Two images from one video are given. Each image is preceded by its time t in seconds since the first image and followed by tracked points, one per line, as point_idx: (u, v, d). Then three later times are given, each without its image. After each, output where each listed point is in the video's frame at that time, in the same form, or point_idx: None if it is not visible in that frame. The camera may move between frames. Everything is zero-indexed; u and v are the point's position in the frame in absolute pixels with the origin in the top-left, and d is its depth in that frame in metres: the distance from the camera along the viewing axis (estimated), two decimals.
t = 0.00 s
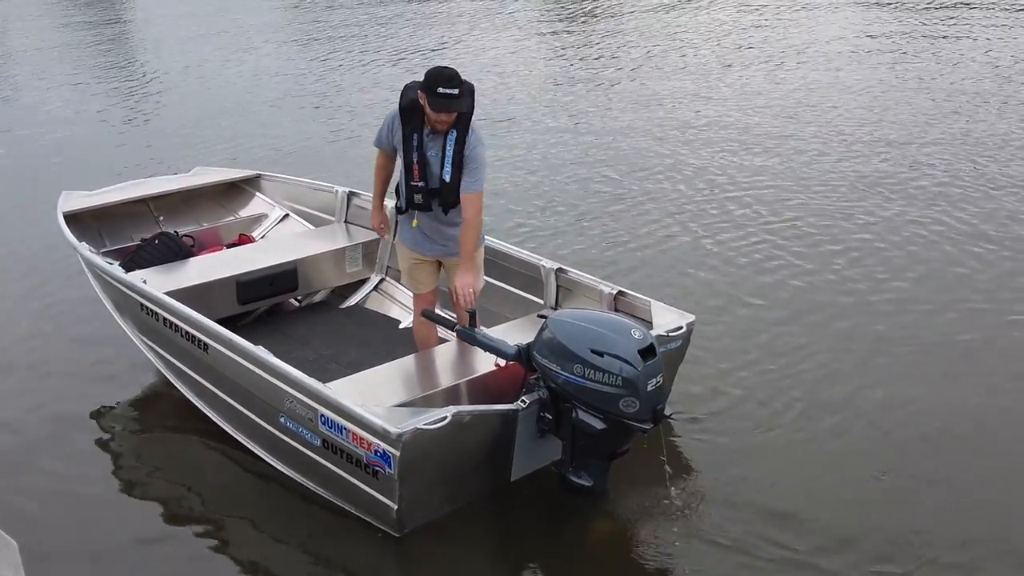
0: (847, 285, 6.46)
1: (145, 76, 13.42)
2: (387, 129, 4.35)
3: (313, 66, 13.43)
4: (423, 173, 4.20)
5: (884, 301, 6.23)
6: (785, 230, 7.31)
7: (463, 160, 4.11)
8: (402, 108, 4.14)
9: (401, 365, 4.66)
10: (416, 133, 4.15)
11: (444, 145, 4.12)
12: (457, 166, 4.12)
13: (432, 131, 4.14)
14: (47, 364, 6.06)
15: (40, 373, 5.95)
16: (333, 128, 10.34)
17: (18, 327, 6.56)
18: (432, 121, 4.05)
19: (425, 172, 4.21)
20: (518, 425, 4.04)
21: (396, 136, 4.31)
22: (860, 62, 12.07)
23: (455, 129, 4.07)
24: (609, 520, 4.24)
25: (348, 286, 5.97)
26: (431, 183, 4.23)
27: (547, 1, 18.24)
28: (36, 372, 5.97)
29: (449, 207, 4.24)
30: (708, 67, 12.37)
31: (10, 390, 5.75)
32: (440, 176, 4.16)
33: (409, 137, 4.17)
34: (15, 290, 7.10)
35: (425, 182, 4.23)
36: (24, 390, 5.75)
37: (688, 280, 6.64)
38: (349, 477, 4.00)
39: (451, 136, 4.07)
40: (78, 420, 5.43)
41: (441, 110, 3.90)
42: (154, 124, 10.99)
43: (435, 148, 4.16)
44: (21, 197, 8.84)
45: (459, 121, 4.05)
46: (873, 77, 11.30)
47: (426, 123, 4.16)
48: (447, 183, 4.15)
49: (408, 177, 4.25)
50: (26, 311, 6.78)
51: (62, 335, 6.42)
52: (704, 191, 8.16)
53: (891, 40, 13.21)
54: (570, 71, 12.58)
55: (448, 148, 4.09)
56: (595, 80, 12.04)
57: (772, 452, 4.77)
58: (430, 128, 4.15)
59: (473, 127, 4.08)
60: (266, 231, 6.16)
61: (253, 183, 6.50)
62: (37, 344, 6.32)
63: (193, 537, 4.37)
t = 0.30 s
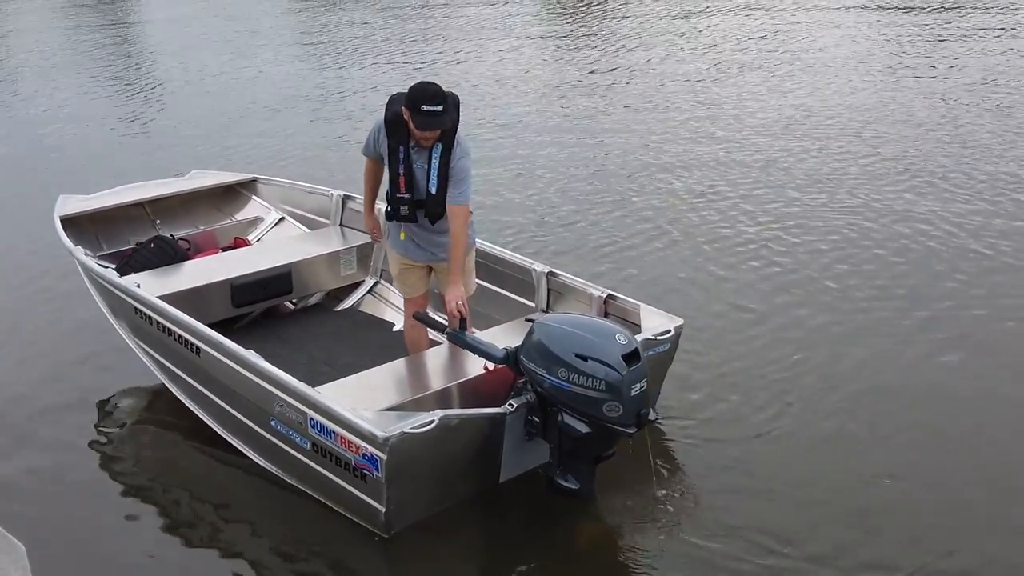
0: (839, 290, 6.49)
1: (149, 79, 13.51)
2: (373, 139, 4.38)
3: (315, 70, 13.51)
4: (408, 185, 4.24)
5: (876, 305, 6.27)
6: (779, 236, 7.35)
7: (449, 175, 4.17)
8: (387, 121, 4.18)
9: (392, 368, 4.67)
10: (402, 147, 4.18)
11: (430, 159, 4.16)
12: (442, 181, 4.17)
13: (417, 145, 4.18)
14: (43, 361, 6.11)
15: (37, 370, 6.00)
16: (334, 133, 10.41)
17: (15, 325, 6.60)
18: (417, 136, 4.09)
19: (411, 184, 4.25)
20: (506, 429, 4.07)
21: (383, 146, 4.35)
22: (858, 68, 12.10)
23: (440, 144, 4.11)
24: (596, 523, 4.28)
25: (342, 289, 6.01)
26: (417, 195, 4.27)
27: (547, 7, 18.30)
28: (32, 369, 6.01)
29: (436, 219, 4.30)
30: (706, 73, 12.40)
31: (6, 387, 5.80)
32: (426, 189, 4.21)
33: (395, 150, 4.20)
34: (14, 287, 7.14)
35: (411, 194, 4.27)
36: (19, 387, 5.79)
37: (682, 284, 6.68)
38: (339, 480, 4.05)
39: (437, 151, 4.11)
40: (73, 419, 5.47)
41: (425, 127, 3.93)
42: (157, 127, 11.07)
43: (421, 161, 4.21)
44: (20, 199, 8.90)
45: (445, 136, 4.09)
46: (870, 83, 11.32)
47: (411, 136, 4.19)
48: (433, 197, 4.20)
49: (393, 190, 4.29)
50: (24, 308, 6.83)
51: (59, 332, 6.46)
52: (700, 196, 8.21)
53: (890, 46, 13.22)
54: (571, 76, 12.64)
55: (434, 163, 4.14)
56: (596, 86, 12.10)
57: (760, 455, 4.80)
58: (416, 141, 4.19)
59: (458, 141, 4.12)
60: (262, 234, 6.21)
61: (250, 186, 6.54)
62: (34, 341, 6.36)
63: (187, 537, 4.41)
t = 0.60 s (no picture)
0: (831, 292, 6.53)
1: (149, 80, 13.57)
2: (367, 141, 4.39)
3: (315, 72, 13.57)
4: (409, 184, 4.26)
5: (868, 308, 6.31)
6: (773, 238, 7.39)
7: (451, 170, 4.24)
8: (382, 122, 4.20)
9: (384, 368, 4.71)
10: (399, 147, 4.20)
11: (429, 156, 4.21)
12: (445, 175, 4.23)
13: (414, 143, 4.22)
14: (40, 359, 6.14)
15: (33, 368, 6.04)
16: (332, 134, 10.46)
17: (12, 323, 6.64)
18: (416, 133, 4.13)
19: (411, 183, 4.27)
20: (494, 429, 4.11)
21: (379, 147, 4.35)
22: (853, 72, 12.16)
23: (438, 140, 4.17)
24: (582, 523, 4.32)
25: (337, 289, 6.04)
26: (418, 193, 4.29)
27: (545, 10, 18.39)
28: (29, 367, 6.05)
29: (439, 216, 4.35)
30: (702, 77, 12.47)
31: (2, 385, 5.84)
32: (428, 186, 4.25)
33: (392, 151, 4.21)
34: (11, 286, 7.18)
35: (411, 193, 4.29)
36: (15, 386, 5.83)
37: (676, 286, 6.72)
38: (331, 478, 4.09)
39: (436, 147, 4.17)
40: (68, 417, 5.51)
41: (425, 124, 3.97)
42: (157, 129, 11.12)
43: (420, 159, 4.24)
44: (19, 199, 8.94)
45: (442, 131, 4.15)
46: (865, 87, 11.38)
47: (407, 136, 4.22)
48: (437, 192, 4.26)
49: (393, 191, 4.29)
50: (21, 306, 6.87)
51: (55, 331, 6.50)
52: (695, 199, 8.25)
53: (885, 50, 13.30)
54: (569, 78, 12.69)
55: (434, 159, 4.19)
56: (594, 88, 12.16)
57: (750, 457, 4.84)
58: (412, 140, 4.22)
59: (455, 136, 4.20)
60: (258, 236, 6.25)
61: (246, 188, 6.59)
62: (30, 339, 6.40)
63: (180, 534, 4.44)
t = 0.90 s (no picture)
0: (824, 294, 6.56)
1: (149, 81, 13.63)
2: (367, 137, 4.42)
3: (314, 73, 13.62)
4: (410, 180, 4.29)
5: (861, 309, 6.34)
6: (767, 240, 7.44)
7: (454, 165, 4.31)
8: (383, 118, 4.23)
9: (376, 368, 4.73)
10: (400, 143, 4.23)
11: (431, 152, 4.26)
12: (448, 170, 4.29)
13: (416, 139, 4.25)
14: (37, 358, 6.18)
15: (29, 367, 6.07)
16: (331, 136, 10.50)
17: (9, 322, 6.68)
18: (418, 129, 4.17)
19: (413, 178, 4.31)
20: (484, 426, 4.13)
21: (380, 144, 4.38)
22: (852, 76, 12.19)
23: (441, 135, 4.22)
24: (568, 524, 4.34)
25: (331, 291, 6.08)
26: (420, 189, 4.32)
27: (546, 13, 18.41)
28: (25, 366, 6.08)
29: (441, 212, 4.39)
30: (702, 80, 12.49)
31: None
32: (430, 182, 4.29)
33: (394, 147, 4.25)
34: (9, 285, 7.22)
35: (413, 188, 4.32)
36: (12, 384, 5.86)
37: (669, 288, 6.76)
38: (322, 475, 4.12)
39: (438, 143, 4.22)
40: (64, 415, 5.54)
41: (430, 119, 4.01)
42: (156, 130, 11.17)
43: (422, 155, 4.28)
44: (18, 200, 8.98)
45: (444, 127, 4.20)
46: (863, 90, 11.41)
47: (409, 132, 4.25)
48: (439, 188, 4.30)
49: (395, 187, 4.32)
50: (19, 305, 6.91)
51: (52, 331, 6.53)
52: (690, 201, 8.30)
53: (884, 54, 13.33)
54: (568, 80, 12.76)
55: (437, 155, 4.24)
56: (591, 90, 12.22)
57: (739, 458, 4.87)
58: (413, 136, 4.25)
59: (457, 131, 4.25)
60: (254, 238, 6.29)
61: (242, 190, 6.63)
62: (27, 338, 6.44)
63: (173, 531, 4.47)
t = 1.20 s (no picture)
0: (818, 295, 6.60)
1: (151, 82, 13.70)
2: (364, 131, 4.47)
3: (316, 74, 13.70)
4: (404, 173, 4.34)
5: (854, 311, 6.38)
6: (762, 241, 7.47)
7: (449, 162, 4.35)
8: (382, 110, 4.29)
9: (369, 367, 4.75)
10: (397, 136, 4.29)
11: (427, 146, 4.31)
12: (443, 165, 4.33)
13: (413, 133, 4.31)
14: (35, 356, 6.22)
15: (27, 366, 6.11)
16: (331, 137, 10.57)
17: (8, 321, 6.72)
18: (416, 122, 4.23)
19: (407, 171, 4.36)
20: (475, 424, 4.16)
21: (377, 137, 4.44)
22: (852, 79, 12.21)
23: (438, 130, 4.27)
24: (558, 522, 4.36)
25: (326, 293, 6.11)
26: (413, 183, 4.37)
27: (548, 15, 18.52)
28: (23, 365, 6.12)
29: (434, 207, 4.43)
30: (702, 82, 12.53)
31: None
32: (424, 176, 4.34)
33: (390, 139, 4.30)
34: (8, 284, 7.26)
35: (406, 181, 4.37)
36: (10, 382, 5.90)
37: (664, 289, 6.79)
38: (313, 471, 4.15)
39: (435, 137, 4.27)
40: (60, 414, 5.57)
41: (427, 110, 4.07)
42: (157, 130, 11.23)
43: (418, 149, 4.33)
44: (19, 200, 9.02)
45: (442, 121, 4.25)
46: (863, 93, 11.44)
47: (406, 125, 4.31)
48: (433, 182, 4.34)
49: (388, 179, 4.38)
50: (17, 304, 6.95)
51: (49, 330, 6.57)
52: (687, 202, 8.34)
53: (886, 56, 13.34)
54: (568, 82, 12.83)
55: (433, 149, 4.29)
56: (592, 91, 12.29)
57: (730, 457, 4.89)
58: (411, 130, 4.31)
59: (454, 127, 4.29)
60: (250, 239, 6.33)
61: (240, 193, 6.68)
62: (25, 337, 6.47)
63: (166, 528, 4.49)
